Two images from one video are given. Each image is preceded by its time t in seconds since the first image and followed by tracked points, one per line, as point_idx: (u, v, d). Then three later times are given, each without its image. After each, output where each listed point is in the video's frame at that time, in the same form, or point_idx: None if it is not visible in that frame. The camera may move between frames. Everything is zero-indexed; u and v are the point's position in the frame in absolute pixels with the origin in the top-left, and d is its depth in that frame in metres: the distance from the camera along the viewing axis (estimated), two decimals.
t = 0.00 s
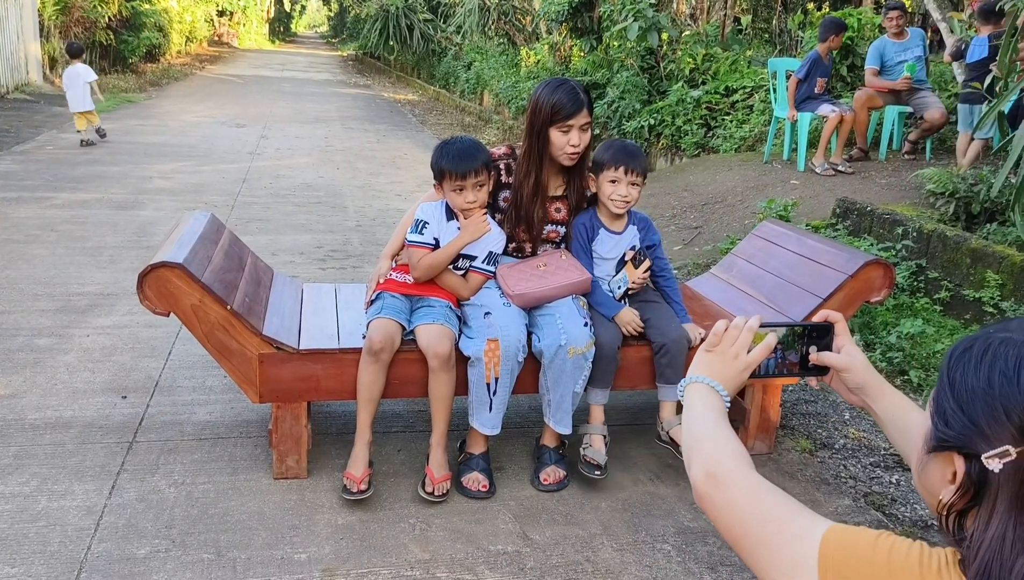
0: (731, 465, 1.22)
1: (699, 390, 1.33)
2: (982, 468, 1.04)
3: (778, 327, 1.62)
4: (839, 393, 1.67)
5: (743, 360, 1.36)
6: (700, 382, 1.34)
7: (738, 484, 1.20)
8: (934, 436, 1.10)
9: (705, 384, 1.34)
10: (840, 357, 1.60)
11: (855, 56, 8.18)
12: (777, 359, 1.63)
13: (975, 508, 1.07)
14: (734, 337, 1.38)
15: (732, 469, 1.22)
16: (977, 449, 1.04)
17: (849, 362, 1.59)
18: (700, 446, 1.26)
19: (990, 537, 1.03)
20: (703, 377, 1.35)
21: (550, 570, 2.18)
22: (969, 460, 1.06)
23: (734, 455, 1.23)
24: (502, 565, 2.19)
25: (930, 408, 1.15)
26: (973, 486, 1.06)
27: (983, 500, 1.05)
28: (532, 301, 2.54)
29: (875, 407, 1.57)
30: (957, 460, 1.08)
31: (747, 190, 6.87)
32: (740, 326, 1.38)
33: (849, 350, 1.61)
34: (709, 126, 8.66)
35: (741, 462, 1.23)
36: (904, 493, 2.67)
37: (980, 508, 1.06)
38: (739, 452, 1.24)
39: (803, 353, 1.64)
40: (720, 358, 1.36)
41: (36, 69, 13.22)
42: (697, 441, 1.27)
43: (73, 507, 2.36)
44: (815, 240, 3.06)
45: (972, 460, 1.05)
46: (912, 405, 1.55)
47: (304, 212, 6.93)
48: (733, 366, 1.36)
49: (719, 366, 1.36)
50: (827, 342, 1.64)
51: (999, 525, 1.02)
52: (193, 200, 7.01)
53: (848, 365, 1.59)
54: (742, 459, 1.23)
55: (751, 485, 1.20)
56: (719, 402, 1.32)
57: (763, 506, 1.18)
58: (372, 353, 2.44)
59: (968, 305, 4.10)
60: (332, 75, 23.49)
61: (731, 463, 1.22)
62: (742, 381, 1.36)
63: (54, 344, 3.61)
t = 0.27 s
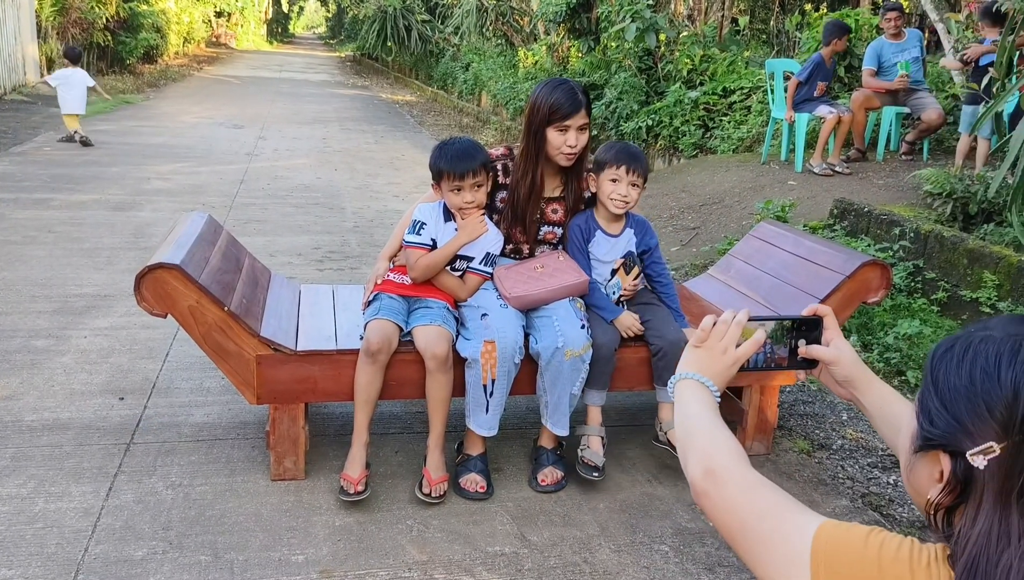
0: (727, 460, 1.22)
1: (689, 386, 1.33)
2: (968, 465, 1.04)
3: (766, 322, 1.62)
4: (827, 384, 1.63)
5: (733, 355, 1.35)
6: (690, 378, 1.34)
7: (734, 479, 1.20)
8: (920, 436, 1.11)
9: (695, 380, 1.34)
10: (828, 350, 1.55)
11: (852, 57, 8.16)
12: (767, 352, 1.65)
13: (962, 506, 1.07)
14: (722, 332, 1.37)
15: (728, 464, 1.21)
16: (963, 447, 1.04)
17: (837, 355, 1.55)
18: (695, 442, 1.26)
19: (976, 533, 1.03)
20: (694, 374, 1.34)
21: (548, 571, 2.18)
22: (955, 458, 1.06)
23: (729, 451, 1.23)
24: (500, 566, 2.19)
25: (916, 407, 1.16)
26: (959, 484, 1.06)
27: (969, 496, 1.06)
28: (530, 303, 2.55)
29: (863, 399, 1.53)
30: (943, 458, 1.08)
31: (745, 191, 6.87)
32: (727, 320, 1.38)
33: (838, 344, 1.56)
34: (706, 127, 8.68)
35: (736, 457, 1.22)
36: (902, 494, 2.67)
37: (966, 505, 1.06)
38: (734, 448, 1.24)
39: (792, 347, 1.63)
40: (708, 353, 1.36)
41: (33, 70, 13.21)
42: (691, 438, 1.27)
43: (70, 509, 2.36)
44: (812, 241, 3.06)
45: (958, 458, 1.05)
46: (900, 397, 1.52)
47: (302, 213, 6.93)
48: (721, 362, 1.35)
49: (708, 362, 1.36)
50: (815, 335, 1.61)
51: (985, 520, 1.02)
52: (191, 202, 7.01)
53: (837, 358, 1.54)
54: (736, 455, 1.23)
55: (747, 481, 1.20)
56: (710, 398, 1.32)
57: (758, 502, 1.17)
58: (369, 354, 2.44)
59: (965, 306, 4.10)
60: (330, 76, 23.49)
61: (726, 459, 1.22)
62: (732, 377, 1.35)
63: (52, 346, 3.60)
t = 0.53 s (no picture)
0: (728, 463, 1.21)
1: (690, 391, 1.33)
2: (963, 469, 1.05)
3: (765, 327, 1.61)
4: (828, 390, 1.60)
5: (732, 361, 1.35)
6: (690, 383, 1.33)
7: (735, 481, 1.20)
8: (914, 441, 1.11)
9: (695, 385, 1.33)
10: (827, 354, 1.54)
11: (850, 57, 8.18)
12: (766, 360, 1.63)
13: (958, 509, 1.07)
14: (722, 338, 1.36)
15: (729, 467, 1.21)
16: (957, 450, 1.04)
17: (835, 358, 1.53)
18: (696, 445, 1.25)
19: (973, 535, 1.03)
20: (694, 378, 1.34)
21: (547, 571, 2.18)
22: (949, 462, 1.06)
23: (730, 453, 1.23)
24: (499, 566, 2.19)
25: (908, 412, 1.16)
26: (955, 487, 1.06)
27: (964, 499, 1.06)
28: (527, 304, 2.56)
29: (861, 404, 1.50)
30: (938, 462, 1.08)
31: (743, 191, 6.88)
32: (727, 326, 1.37)
33: (836, 348, 1.55)
34: (705, 127, 8.69)
35: (737, 460, 1.22)
36: (900, 494, 2.67)
37: (962, 508, 1.06)
38: (735, 451, 1.24)
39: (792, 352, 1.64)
40: (708, 359, 1.35)
41: (32, 71, 13.21)
42: (691, 441, 1.26)
43: (68, 510, 2.35)
44: (810, 241, 3.07)
45: (953, 462, 1.05)
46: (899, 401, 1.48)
47: (300, 214, 6.93)
48: (721, 367, 1.35)
49: (708, 367, 1.35)
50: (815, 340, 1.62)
51: (982, 522, 1.02)
52: (190, 203, 7.01)
53: (834, 362, 1.53)
54: (738, 459, 1.22)
55: (747, 483, 1.19)
56: (709, 403, 1.31)
57: (758, 504, 1.17)
58: (368, 355, 2.44)
59: (963, 306, 4.11)
60: (329, 77, 23.50)
61: (727, 461, 1.22)
62: (732, 382, 1.35)
63: (50, 347, 3.60)
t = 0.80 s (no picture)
0: (730, 463, 1.22)
1: (690, 391, 1.33)
2: (960, 471, 1.04)
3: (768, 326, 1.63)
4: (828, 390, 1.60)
5: (732, 358, 1.35)
6: (691, 383, 1.33)
7: (737, 481, 1.20)
8: (912, 444, 1.11)
9: (696, 385, 1.33)
10: (827, 354, 1.54)
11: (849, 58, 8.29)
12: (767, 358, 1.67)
13: (956, 510, 1.07)
14: (722, 337, 1.36)
15: (730, 466, 1.21)
16: (954, 452, 1.04)
17: (836, 359, 1.52)
18: (697, 445, 1.25)
19: (970, 536, 1.03)
20: (694, 378, 1.34)
21: (546, 573, 2.18)
22: (946, 464, 1.06)
23: (731, 453, 1.23)
24: (498, 568, 2.19)
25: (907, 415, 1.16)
26: (951, 489, 1.06)
27: (962, 501, 1.05)
28: (526, 305, 2.56)
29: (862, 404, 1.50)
30: (935, 465, 1.08)
31: (742, 193, 6.89)
32: (727, 326, 1.37)
33: (837, 347, 1.54)
34: (704, 129, 8.71)
35: (739, 460, 1.22)
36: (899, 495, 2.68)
37: (959, 509, 1.06)
38: (736, 450, 1.24)
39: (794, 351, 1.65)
40: (709, 358, 1.36)
41: (31, 73, 13.21)
42: (693, 439, 1.27)
43: (68, 512, 2.35)
44: (809, 242, 3.07)
45: (950, 463, 1.05)
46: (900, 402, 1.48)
47: (300, 216, 6.94)
48: (722, 366, 1.35)
49: (708, 366, 1.35)
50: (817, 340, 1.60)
51: (979, 523, 1.02)
52: (189, 205, 7.01)
53: (835, 362, 1.52)
54: (739, 457, 1.22)
55: (749, 483, 1.19)
56: (711, 402, 1.32)
57: (759, 504, 1.17)
58: (367, 357, 2.44)
59: (962, 307, 4.11)
60: (328, 79, 23.51)
61: (728, 461, 1.22)
62: (732, 381, 1.35)
63: (49, 349, 3.60)
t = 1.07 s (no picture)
0: (727, 466, 1.21)
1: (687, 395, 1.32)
2: (955, 472, 1.05)
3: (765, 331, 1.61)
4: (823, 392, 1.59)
5: (730, 363, 1.35)
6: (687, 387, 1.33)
7: (735, 484, 1.19)
8: (907, 445, 1.11)
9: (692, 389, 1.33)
10: (824, 358, 1.52)
11: (847, 61, 8.35)
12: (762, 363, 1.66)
13: (950, 512, 1.07)
14: (719, 341, 1.36)
15: (729, 469, 1.21)
16: (948, 453, 1.04)
17: (833, 362, 1.51)
18: (695, 448, 1.25)
19: (965, 536, 1.03)
20: (692, 382, 1.33)
21: (546, 574, 2.18)
22: (940, 465, 1.06)
23: (729, 456, 1.23)
24: (497, 570, 2.19)
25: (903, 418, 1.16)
26: (946, 490, 1.06)
27: (956, 502, 1.05)
28: (525, 307, 2.56)
29: (858, 407, 1.49)
30: (929, 467, 1.09)
31: (741, 194, 6.89)
32: (725, 330, 1.37)
33: (834, 351, 1.53)
34: (703, 130, 8.73)
35: (737, 463, 1.22)
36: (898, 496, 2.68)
37: (954, 510, 1.06)
38: (734, 453, 1.24)
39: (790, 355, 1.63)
40: (706, 362, 1.35)
41: (29, 74, 13.20)
42: (691, 444, 1.26)
43: (66, 514, 2.35)
44: (807, 244, 3.08)
45: (943, 465, 1.06)
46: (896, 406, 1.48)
47: (298, 217, 6.94)
48: (719, 370, 1.35)
49: (705, 370, 1.35)
50: (813, 344, 1.59)
51: (974, 523, 1.02)
52: (187, 206, 7.01)
53: (832, 366, 1.51)
54: (737, 461, 1.22)
55: (748, 485, 1.19)
56: (708, 406, 1.31)
57: (757, 506, 1.17)
58: (366, 358, 2.44)
59: (960, 308, 4.11)
60: (326, 80, 23.51)
61: (726, 463, 1.22)
62: (729, 385, 1.35)
63: (48, 350, 3.60)
